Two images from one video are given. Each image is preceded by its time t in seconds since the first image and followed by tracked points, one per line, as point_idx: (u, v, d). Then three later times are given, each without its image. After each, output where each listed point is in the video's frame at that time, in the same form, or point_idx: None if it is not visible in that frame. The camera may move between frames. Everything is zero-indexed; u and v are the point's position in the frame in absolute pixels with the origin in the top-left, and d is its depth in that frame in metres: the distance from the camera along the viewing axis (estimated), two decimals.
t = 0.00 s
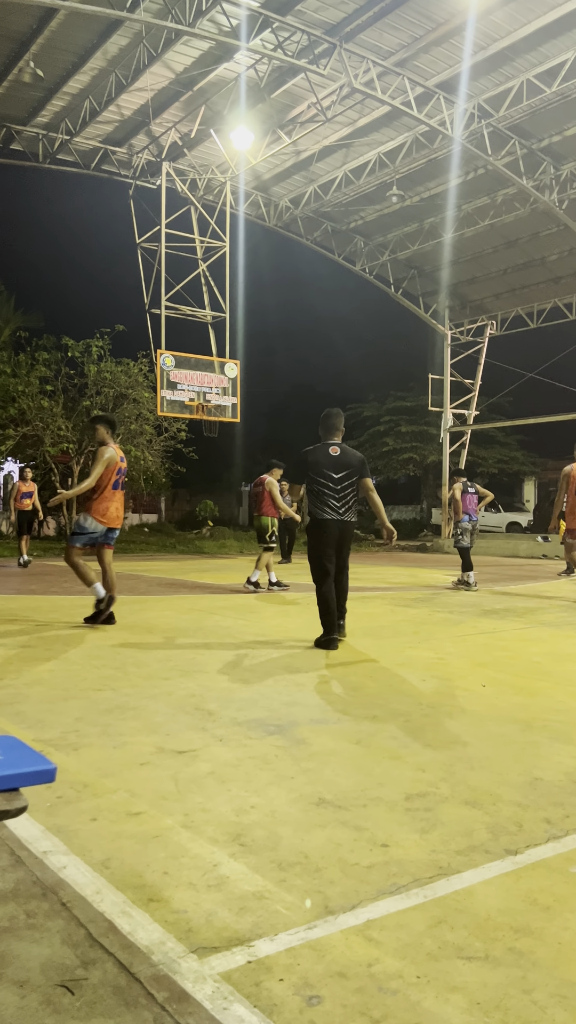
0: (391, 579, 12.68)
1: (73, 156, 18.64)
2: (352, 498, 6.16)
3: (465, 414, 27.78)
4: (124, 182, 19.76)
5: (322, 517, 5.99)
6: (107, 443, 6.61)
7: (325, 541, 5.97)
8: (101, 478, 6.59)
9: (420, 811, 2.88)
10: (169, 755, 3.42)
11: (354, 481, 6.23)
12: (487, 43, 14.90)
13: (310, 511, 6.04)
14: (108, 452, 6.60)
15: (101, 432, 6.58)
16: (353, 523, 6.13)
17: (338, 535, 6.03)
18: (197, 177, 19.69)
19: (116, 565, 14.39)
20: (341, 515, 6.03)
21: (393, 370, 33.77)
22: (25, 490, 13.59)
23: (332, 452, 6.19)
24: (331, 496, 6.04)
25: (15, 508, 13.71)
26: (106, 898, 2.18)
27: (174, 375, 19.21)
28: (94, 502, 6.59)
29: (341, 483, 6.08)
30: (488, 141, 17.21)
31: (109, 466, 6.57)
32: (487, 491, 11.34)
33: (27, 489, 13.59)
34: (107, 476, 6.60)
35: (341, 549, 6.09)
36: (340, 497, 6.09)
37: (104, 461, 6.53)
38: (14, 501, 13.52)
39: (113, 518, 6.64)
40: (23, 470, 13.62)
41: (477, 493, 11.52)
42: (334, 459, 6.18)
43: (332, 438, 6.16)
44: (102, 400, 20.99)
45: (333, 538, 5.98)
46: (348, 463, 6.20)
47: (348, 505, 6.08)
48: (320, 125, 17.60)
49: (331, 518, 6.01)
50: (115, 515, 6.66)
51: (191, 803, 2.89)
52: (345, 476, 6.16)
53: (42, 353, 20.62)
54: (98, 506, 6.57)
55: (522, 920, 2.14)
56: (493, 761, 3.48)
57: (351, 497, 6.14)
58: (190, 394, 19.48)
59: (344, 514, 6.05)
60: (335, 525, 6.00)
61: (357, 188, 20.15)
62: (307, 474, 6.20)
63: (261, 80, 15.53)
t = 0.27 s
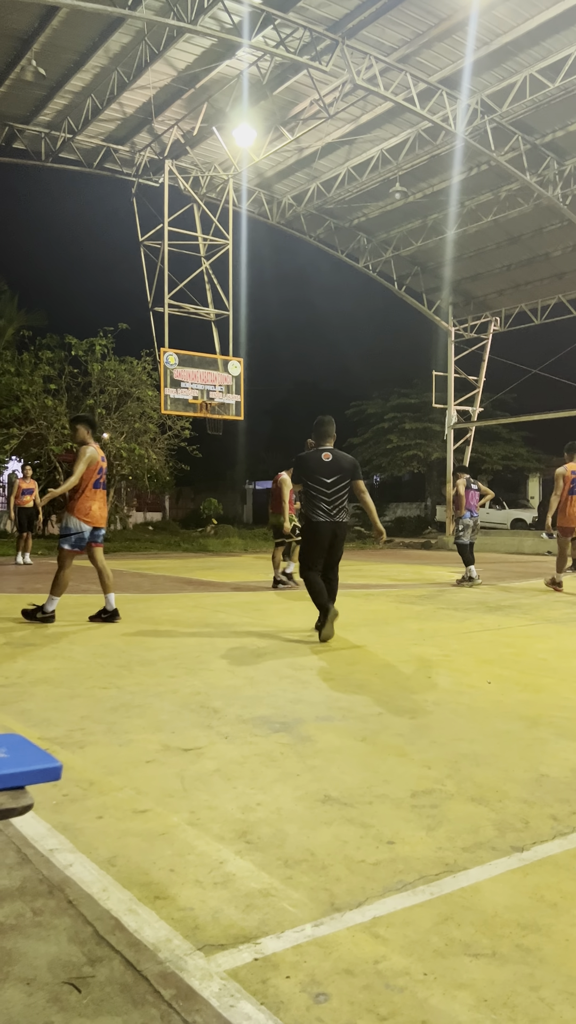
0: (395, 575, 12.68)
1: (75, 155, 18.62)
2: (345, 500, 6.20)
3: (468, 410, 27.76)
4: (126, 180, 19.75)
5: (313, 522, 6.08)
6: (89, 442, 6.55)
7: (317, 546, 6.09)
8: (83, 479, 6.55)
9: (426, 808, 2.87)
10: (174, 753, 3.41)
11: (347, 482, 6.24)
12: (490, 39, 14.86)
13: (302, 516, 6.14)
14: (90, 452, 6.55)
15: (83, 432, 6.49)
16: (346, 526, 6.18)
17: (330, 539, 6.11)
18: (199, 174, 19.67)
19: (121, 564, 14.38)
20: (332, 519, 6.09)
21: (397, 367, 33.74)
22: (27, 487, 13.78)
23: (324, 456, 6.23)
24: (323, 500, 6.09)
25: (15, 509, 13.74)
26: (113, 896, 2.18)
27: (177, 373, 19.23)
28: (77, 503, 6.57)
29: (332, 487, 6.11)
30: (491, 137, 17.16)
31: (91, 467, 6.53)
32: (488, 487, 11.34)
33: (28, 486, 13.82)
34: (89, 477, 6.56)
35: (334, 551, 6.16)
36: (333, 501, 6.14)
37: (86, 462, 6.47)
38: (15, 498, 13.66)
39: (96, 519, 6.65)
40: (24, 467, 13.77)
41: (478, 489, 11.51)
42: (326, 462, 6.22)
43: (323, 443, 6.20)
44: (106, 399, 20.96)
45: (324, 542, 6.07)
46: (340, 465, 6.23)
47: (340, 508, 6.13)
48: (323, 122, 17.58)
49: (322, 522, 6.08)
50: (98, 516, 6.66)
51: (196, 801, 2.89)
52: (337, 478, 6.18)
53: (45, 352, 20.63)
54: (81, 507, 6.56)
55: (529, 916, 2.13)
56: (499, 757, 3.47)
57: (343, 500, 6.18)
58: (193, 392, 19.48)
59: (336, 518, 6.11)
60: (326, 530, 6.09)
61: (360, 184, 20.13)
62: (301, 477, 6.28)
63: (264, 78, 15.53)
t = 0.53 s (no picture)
0: (400, 575, 12.67)
1: (78, 157, 18.64)
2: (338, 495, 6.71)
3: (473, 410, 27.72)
4: (129, 182, 19.76)
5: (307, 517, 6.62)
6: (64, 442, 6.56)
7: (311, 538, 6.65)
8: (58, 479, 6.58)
9: (431, 808, 2.88)
10: (179, 753, 3.42)
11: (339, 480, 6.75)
12: (492, 38, 14.85)
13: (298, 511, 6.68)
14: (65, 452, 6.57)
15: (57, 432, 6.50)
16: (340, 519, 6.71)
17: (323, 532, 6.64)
18: (202, 176, 19.68)
19: (125, 565, 14.38)
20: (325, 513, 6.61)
21: (400, 366, 33.71)
22: (25, 489, 13.84)
23: (319, 456, 6.69)
24: (316, 497, 6.61)
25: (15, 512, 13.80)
26: (118, 896, 2.19)
27: (181, 374, 19.24)
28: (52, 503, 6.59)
29: (325, 485, 6.61)
30: (494, 136, 17.13)
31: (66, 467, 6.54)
32: (490, 487, 11.36)
33: (27, 489, 13.88)
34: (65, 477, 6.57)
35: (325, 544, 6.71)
36: (326, 497, 6.66)
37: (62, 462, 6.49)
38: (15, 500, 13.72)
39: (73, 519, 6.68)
40: (23, 470, 13.83)
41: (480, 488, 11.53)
42: (320, 461, 6.69)
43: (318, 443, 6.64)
44: (110, 400, 20.97)
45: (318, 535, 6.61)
46: (333, 464, 6.71)
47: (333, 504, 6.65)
48: (325, 122, 17.58)
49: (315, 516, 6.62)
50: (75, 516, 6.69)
51: (202, 801, 2.90)
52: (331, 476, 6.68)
53: (49, 354, 20.66)
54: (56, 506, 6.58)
55: (534, 916, 2.13)
56: (504, 757, 3.46)
57: (336, 495, 6.69)
58: (197, 393, 19.49)
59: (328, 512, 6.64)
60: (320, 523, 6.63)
61: (363, 185, 20.13)
62: (297, 474, 6.76)
63: (266, 79, 15.54)
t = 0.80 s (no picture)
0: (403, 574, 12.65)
1: (80, 157, 18.66)
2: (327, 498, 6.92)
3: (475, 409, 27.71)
4: (131, 182, 19.75)
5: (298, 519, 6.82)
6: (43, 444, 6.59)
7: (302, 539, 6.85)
8: (41, 481, 6.59)
9: (435, 808, 2.87)
10: (182, 753, 3.42)
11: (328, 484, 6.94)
12: (494, 36, 14.84)
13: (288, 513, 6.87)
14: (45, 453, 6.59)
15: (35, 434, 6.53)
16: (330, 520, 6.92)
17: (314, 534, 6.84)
18: (204, 176, 19.69)
19: (128, 565, 14.39)
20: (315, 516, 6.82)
21: (403, 365, 33.70)
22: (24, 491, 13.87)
23: (308, 460, 6.90)
24: (306, 500, 6.81)
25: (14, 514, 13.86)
26: (122, 896, 2.19)
27: (183, 374, 19.27)
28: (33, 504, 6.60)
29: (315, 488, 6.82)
30: (496, 135, 17.11)
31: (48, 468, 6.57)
32: (489, 486, 11.37)
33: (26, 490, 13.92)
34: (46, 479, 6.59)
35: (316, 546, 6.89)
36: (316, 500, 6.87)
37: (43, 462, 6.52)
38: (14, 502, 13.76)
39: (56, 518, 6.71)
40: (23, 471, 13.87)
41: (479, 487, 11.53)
42: (309, 465, 6.89)
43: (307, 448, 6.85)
44: (113, 400, 20.98)
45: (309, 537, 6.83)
46: (322, 468, 6.92)
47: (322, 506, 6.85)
48: (327, 122, 17.57)
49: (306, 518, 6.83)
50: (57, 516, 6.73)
51: (205, 802, 2.89)
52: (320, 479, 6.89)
53: (52, 354, 20.69)
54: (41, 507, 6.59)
55: (537, 915, 2.13)
56: (508, 757, 3.46)
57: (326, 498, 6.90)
58: (200, 393, 19.50)
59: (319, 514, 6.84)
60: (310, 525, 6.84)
61: (365, 184, 20.13)
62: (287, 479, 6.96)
63: (268, 78, 15.53)
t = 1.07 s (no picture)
0: (403, 574, 12.64)
1: (81, 158, 18.67)
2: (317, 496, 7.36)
3: (477, 409, 27.69)
4: (132, 182, 19.77)
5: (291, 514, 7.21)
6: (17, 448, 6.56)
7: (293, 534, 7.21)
8: (16, 482, 6.56)
9: (436, 808, 2.87)
10: (184, 753, 3.42)
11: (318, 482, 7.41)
12: (494, 36, 14.83)
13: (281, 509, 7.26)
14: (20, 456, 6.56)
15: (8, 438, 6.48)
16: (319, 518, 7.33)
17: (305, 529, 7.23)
18: (205, 176, 19.70)
19: (130, 566, 14.40)
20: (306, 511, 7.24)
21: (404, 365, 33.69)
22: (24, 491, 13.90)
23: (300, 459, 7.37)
24: (299, 496, 7.24)
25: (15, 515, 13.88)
26: (124, 897, 2.19)
27: (185, 374, 19.28)
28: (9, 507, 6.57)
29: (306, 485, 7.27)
30: (496, 134, 17.09)
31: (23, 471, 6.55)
32: (482, 486, 11.36)
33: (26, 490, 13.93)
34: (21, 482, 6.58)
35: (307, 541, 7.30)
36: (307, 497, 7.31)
37: (20, 465, 6.48)
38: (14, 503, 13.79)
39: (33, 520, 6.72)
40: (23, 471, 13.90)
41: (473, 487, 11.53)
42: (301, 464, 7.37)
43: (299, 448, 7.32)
44: (114, 401, 20.98)
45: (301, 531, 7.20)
46: (312, 467, 7.40)
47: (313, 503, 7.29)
48: (327, 122, 17.57)
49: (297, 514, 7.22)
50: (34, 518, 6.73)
51: (207, 802, 2.89)
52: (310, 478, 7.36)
53: (54, 355, 20.72)
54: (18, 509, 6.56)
55: (539, 915, 2.13)
56: (509, 757, 3.45)
57: (316, 496, 7.35)
58: (201, 393, 19.51)
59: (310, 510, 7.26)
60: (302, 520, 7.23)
61: (366, 184, 20.14)
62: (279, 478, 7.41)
63: (268, 78, 15.53)
